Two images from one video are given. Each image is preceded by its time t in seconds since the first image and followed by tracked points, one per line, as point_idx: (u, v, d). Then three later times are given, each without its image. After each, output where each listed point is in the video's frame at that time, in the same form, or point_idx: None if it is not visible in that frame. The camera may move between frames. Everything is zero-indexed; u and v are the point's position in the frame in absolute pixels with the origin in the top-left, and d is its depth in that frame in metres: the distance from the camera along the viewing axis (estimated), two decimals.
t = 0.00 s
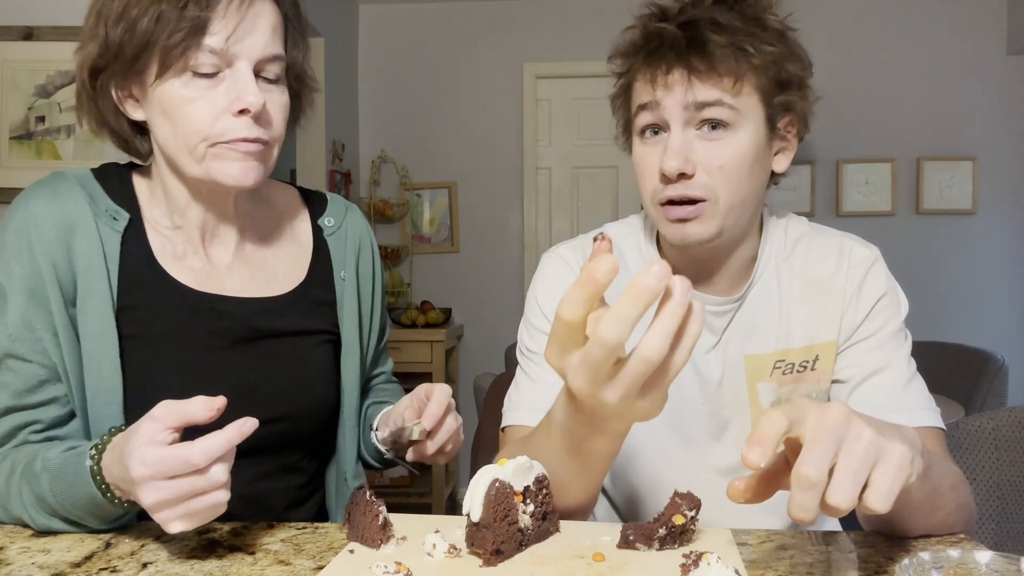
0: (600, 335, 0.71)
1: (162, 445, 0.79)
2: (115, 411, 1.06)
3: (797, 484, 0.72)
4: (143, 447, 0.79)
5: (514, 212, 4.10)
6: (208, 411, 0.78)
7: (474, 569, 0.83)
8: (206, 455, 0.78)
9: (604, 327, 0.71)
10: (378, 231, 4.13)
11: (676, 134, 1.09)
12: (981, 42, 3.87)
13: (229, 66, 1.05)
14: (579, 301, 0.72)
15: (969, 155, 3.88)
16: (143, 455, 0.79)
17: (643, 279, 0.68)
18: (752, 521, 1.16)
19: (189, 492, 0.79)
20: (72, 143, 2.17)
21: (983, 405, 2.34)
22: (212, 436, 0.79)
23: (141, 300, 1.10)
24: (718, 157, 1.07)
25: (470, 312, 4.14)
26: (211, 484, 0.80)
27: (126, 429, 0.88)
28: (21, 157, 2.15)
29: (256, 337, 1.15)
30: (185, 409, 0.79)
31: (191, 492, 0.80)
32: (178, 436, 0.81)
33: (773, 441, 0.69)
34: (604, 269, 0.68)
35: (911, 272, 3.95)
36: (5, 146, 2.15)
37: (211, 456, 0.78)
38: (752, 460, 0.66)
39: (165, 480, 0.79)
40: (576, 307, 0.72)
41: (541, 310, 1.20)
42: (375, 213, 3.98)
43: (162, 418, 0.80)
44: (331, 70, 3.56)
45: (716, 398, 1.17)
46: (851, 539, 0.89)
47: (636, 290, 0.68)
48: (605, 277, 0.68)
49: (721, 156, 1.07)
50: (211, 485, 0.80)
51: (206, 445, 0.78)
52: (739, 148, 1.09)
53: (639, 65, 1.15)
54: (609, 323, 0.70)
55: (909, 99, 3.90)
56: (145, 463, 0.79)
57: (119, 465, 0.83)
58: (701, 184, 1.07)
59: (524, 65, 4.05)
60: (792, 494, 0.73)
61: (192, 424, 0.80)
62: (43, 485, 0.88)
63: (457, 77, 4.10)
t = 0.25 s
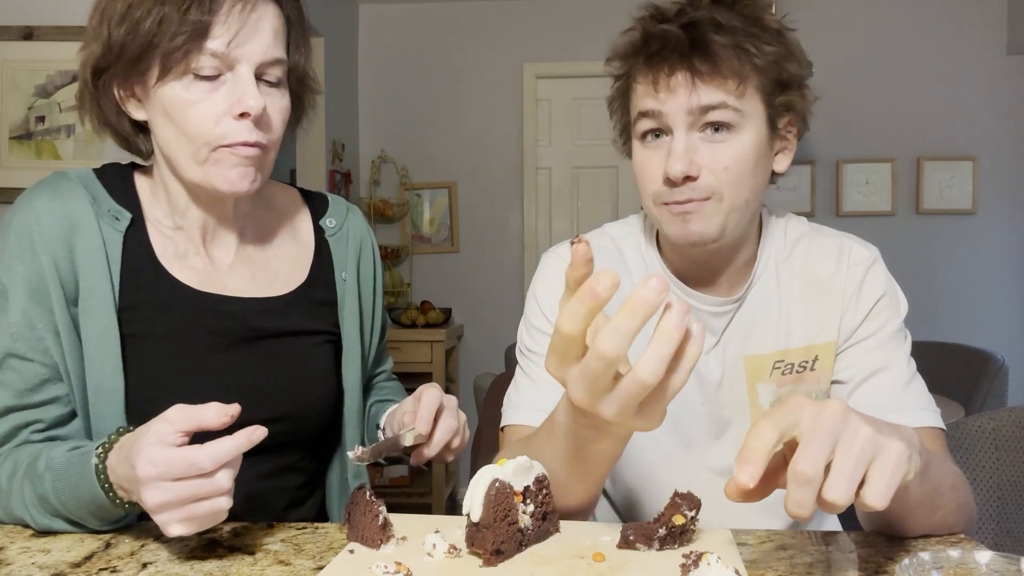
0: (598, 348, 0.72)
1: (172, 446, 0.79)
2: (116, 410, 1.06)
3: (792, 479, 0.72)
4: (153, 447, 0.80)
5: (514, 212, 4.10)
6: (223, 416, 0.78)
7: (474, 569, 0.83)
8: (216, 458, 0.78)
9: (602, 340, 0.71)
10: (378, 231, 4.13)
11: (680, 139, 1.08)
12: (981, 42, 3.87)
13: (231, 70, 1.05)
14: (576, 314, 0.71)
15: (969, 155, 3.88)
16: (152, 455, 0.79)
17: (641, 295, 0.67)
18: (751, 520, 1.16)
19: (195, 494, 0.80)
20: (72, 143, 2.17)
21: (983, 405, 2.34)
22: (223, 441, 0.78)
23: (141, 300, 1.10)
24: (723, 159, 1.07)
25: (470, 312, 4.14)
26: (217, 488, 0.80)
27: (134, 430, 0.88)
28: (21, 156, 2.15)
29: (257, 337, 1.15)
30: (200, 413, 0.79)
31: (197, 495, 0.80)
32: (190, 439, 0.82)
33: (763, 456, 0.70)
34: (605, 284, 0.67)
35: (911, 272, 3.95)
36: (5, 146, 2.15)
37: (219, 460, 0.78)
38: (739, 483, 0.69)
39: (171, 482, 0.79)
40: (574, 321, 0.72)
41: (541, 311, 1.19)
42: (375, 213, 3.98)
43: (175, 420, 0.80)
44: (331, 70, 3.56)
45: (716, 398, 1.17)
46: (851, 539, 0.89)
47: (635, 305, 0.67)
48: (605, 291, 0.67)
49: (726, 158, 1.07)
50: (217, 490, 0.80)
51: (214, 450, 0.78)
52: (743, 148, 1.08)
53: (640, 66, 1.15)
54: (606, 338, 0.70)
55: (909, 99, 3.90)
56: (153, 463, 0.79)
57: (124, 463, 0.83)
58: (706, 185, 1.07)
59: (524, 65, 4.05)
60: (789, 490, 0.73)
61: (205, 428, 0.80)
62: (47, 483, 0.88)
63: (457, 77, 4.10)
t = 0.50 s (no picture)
0: (600, 361, 0.73)
1: (181, 448, 0.80)
2: (118, 409, 1.06)
3: (794, 472, 0.72)
4: (162, 447, 0.80)
5: (514, 212, 4.10)
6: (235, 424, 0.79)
7: (474, 569, 0.83)
8: (223, 463, 0.79)
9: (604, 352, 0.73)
10: (378, 231, 4.13)
11: (687, 135, 1.09)
12: (981, 42, 3.87)
13: (233, 69, 1.05)
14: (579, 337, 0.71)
15: (969, 155, 3.88)
16: (160, 455, 0.79)
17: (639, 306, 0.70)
18: (750, 521, 1.16)
19: (198, 497, 0.80)
20: (72, 143, 2.17)
21: (983, 405, 2.34)
22: (231, 447, 0.79)
23: (143, 299, 1.10)
24: (732, 156, 1.07)
25: (470, 312, 4.14)
26: (221, 493, 0.80)
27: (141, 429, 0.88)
28: (21, 156, 2.15)
29: (258, 337, 1.15)
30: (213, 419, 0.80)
31: (200, 498, 0.80)
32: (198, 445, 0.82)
33: (760, 444, 0.71)
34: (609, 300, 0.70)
35: (910, 272, 3.95)
36: (5, 146, 2.15)
37: (227, 465, 0.79)
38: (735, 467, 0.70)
39: (177, 483, 0.79)
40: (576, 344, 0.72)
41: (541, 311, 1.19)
42: (375, 213, 3.98)
43: (187, 424, 0.81)
44: (331, 70, 3.56)
45: (716, 398, 1.17)
46: (851, 539, 0.89)
47: (637, 316, 0.70)
48: (610, 307, 0.70)
49: (735, 155, 1.07)
50: (221, 495, 0.80)
51: (223, 454, 0.79)
52: (751, 147, 1.09)
53: (648, 66, 1.13)
54: (610, 351, 0.72)
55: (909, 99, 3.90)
56: (161, 463, 0.79)
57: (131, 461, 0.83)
58: (717, 180, 1.07)
59: (524, 65, 4.05)
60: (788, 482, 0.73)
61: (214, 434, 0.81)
62: (51, 482, 0.88)
63: (457, 77, 4.10)
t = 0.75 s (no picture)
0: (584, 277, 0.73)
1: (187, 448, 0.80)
2: (119, 409, 1.06)
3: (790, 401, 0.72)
4: (167, 447, 0.80)
5: (514, 213, 4.10)
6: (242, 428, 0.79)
7: (474, 569, 0.83)
8: (228, 465, 0.79)
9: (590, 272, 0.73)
10: (378, 231, 4.13)
11: (694, 132, 1.08)
12: (981, 42, 3.86)
13: (234, 69, 1.05)
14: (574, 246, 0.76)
15: (969, 155, 3.88)
16: (165, 454, 0.80)
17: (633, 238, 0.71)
18: (751, 521, 1.16)
19: (199, 499, 0.80)
20: (72, 143, 2.17)
21: (982, 405, 2.34)
22: (236, 450, 0.80)
23: (143, 300, 1.10)
24: (737, 156, 1.07)
25: (470, 312, 4.14)
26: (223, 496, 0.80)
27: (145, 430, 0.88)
28: (21, 156, 2.15)
29: (259, 337, 1.15)
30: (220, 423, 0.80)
31: (202, 500, 0.80)
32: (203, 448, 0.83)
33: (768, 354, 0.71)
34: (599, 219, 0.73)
35: (910, 272, 3.95)
36: (5, 146, 2.15)
37: (231, 468, 0.79)
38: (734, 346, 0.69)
39: (179, 484, 0.79)
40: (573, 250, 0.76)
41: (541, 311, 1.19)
42: (375, 213, 3.98)
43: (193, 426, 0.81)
44: (331, 70, 3.56)
45: (716, 398, 1.17)
46: (850, 538, 0.89)
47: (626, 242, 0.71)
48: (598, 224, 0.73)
49: (741, 154, 1.07)
50: (222, 498, 0.80)
51: (227, 457, 0.79)
52: (755, 147, 1.08)
53: (655, 62, 1.13)
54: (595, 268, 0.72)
55: (909, 99, 3.90)
56: (166, 463, 0.79)
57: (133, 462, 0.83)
58: (721, 182, 1.06)
59: (524, 65, 4.05)
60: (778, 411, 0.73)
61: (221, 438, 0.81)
62: (53, 481, 0.89)
63: (457, 77, 4.10)
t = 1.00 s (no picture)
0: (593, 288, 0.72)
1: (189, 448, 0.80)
2: (119, 409, 1.06)
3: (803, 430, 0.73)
4: (169, 448, 0.80)
5: (514, 213, 4.10)
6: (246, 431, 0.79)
7: (474, 569, 0.83)
8: (230, 466, 0.79)
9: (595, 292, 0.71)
10: (378, 231, 4.13)
11: (695, 141, 1.07)
12: (981, 42, 3.87)
13: (234, 69, 1.05)
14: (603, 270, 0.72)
15: (969, 155, 3.88)
16: (166, 455, 0.80)
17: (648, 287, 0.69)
18: (751, 521, 1.15)
19: (200, 500, 0.80)
20: (72, 143, 2.18)
21: (982, 405, 2.34)
22: (238, 451, 0.80)
23: (144, 300, 1.10)
24: (739, 166, 1.06)
25: (470, 311, 4.14)
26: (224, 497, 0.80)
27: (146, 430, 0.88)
28: (21, 156, 2.15)
29: (260, 337, 1.15)
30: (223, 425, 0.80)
31: (202, 501, 0.80)
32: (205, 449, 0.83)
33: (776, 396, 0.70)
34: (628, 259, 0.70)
35: (910, 272, 3.95)
36: (5, 146, 2.15)
37: (233, 470, 0.79)
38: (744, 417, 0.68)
39: (180, 484, 0.79)
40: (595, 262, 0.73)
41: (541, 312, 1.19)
42: (375, 213, 3.99)
43: (196, 428, 0.81)
44: (331, 70, 3.56)
45: (716, 397, 1.17)
46: (850, 538, 0.89)
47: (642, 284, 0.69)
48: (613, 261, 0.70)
49: (742, 164, 1.06)
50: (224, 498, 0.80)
51: (230, 458, 0.79)
52: (757, 158, 1.08)
53: (657, 67, 1.13)
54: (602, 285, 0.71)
55: (909, 99, 3.90)
56: (167, 463, 0.79)
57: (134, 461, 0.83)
58: (722, 190, 1.06)
59: (524, 65, 4.05)
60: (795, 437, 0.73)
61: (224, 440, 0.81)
62: (54, 480, 0.89)
63: (457, 77, 4.10)
